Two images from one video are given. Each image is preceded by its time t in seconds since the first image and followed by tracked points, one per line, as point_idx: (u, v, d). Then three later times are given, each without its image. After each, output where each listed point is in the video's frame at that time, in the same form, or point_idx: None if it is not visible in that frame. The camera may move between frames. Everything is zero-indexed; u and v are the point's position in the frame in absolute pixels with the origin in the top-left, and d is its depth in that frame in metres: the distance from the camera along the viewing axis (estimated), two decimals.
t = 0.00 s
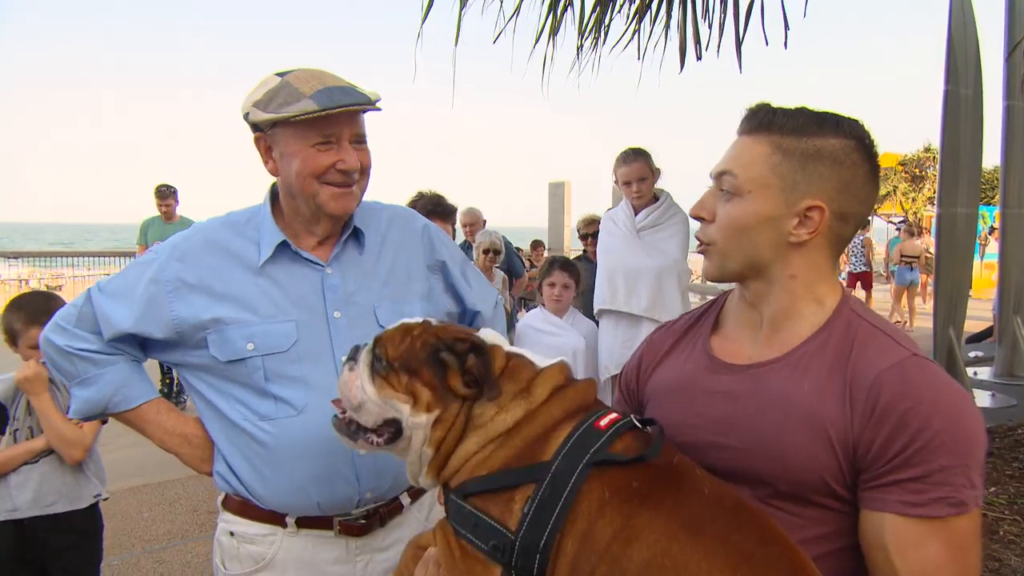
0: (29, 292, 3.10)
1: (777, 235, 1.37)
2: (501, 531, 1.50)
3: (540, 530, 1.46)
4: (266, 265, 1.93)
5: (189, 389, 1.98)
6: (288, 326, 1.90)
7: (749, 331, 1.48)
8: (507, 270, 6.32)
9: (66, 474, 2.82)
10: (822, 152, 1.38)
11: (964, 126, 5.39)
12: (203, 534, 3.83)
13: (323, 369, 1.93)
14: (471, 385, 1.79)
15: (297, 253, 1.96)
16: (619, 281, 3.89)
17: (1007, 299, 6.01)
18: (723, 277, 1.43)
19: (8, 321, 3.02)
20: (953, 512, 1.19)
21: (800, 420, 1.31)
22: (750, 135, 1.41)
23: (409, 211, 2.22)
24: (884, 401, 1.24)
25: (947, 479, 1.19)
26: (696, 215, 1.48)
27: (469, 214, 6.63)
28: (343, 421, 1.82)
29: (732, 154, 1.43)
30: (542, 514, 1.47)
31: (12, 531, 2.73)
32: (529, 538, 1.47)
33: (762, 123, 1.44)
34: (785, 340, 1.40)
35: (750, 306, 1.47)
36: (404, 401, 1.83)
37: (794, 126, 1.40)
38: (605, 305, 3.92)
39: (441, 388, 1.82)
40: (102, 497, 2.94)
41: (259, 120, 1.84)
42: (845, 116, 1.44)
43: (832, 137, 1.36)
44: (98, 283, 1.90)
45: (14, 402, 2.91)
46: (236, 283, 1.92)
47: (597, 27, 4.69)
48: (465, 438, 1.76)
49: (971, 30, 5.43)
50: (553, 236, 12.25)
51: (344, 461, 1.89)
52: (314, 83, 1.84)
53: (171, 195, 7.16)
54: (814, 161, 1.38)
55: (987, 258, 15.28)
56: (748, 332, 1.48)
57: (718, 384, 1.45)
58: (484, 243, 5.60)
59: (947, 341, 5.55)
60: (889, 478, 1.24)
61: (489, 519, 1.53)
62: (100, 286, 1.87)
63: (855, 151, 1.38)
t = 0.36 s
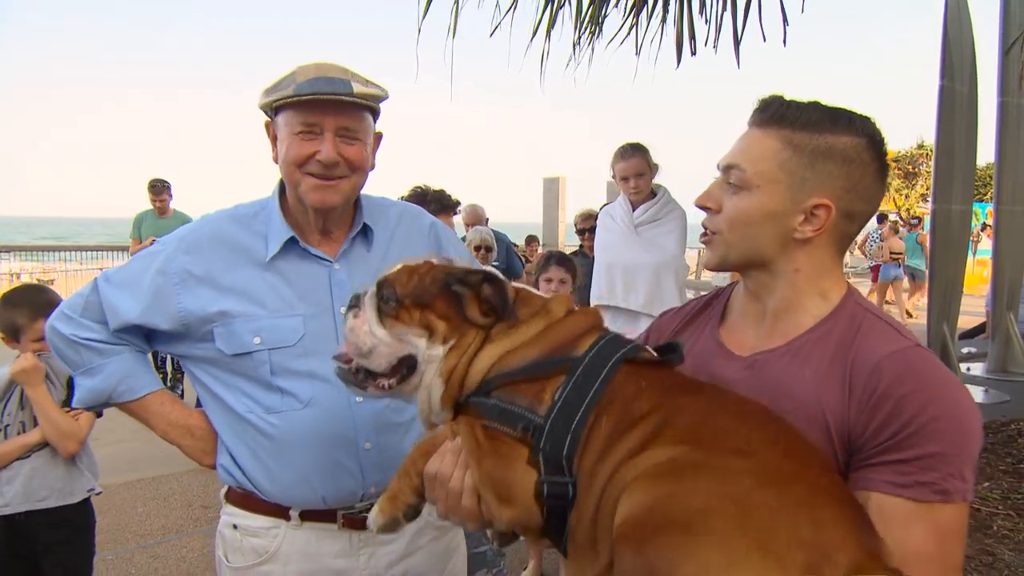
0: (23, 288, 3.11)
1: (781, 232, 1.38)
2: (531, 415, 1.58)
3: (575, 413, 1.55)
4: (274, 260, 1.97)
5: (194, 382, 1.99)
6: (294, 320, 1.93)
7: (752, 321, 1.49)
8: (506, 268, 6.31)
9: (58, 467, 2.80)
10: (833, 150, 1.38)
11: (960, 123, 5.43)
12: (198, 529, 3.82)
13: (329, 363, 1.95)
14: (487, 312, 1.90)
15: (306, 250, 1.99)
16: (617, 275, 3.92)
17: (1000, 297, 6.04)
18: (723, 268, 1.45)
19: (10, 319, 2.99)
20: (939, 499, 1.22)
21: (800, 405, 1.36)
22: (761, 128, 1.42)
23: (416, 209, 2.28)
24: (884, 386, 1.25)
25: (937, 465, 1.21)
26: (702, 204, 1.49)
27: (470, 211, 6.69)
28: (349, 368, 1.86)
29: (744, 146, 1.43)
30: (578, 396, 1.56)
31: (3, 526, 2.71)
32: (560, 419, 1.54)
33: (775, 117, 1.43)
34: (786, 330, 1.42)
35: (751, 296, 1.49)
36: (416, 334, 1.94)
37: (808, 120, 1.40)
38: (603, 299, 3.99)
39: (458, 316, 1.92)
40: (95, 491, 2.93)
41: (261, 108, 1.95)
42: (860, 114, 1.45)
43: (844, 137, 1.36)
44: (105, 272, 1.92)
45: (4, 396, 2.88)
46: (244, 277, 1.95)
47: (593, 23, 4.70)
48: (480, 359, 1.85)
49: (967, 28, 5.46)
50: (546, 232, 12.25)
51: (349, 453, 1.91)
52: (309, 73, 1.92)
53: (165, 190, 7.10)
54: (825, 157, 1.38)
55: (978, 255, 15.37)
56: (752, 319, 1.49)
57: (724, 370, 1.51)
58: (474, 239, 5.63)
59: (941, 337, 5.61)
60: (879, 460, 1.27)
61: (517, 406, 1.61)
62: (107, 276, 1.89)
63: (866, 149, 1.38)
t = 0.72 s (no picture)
0: None
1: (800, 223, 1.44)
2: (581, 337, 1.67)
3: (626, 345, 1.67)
4: (273, 260, 1.95)
5: (189, 383, 1.97)
6: (294, 320, 1.91)
7: (766, 321, 1.61)
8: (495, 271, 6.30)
9: (37, 473, 2.74)
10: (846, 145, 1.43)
11: (942, 123, 5.56)
12: (185, 531, 3.77)
13: (329, 364, 1.93)
14: (567, 243, 2.01)
15: (305, 250, 1.97)
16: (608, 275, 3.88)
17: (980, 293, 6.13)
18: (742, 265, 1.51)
19: None
20: (957, 486, 1.32)
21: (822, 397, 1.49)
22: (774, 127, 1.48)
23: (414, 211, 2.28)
24: (906, 376, 1.33)
25: (956, 453, 1.31)
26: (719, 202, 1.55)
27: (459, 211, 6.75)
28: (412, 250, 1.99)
29: (759, 145, 1.50)
30: (632, 332, 1.69)
31: None
32: (612, 345, 1.65)
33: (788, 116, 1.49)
34: (799, 327, 1.52)
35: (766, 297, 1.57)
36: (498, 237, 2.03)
37: (820, 118, 1.47)
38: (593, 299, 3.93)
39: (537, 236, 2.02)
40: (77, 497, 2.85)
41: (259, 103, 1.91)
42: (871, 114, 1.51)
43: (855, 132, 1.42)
44: (99, 272, 1.89)
45: None
46: (243, 277, 1.93)
47: (580, 25, 4.72)
48: (548, 280, 1.95)
49: (949, 31, 5.59)
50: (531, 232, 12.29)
51: (350, 453, 1.90)
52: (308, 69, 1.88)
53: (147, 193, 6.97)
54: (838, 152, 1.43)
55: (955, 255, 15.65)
56: (764, 318, 1.61)
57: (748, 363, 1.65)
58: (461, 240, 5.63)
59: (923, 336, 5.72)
60: (905, 445, 1.39)
61: (567, 330, 1.70)
62: (101, 276, 1.86)
63: (876, 144, 1.44)
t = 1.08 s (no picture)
0: None
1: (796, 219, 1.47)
2: (567, 394, 1.60)
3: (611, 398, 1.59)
4: (260, 255, 1.97)
5: (175, 379, 1.98)
6: (280, 316, 1.92)
7: (759, 321, 1.59)
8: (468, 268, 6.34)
9: None
10: (841, 147, 1.49)
11: (907, 125, 5.75)
12: (160, 531, 3.73)
13: (316, 360, 1.94)
14: (555, 287, 1.95)
15: (292, 244, 1.99)
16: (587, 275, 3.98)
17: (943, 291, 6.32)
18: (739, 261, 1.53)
19: None
20: (955, 490, 1.30)
21: (815, 402, 1.44)
22: (772, 127, 1.53)
23: (401, 207, 2.30)
24: (900, 379, 1.32)
25: (952, 457, 1.28)
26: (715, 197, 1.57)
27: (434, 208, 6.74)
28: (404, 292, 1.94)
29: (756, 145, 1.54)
30: (614, 382, 1.60)
31: None
32: (596, 400, 1.58)
33: (784, 118, 1.54)
34: (794, 327, 1.51)
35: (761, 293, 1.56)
36: (487, 283, 1.97)
37: (815, 121, 1.52)
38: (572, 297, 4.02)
39: (526, 281, 1.97)
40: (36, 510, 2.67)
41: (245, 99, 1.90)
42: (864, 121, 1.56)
43: (850, 134, 1.48)
44: (85, 269, 1.91)
45: None
46: (229, 272, 1.95)
47: (557, 27, 4.76)
48: (536, 325, 1.90)
49: (913, 36, 5.78)
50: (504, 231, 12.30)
51: (338, 449, 1.92)
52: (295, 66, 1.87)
53: (116, 193, 6.87)
54: (833, 152, 1.48)
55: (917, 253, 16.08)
56: (757, 318, 1.59)
57: (737, 368, 1.61)
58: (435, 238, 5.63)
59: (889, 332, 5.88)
60: (899, 455, 1.35)
61: (554, 386, 1.63)
62: (87, 272, 1.88)
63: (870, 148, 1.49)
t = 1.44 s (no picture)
0: None
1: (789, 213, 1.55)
2: (563, 388, 1.64)
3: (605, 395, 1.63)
4: (254, 250, 1.99)
5: (168, 375, 2.01)
6: (274, 311, 1.95)
7: (751, 313, 1.67)
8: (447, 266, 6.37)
9: None
10: (842, 150, 1.58)
11: (874, 127, 5.93)
12: (141, 532, 3.72)
13: (310, 354, 1.97)
14: (553, 282, 2.01)
15: (286, 239, 2.02)
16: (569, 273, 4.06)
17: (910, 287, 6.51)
18: (728, 244, 1.60)
19: None
20: (940, 479, 1.36)
21: (806, 393, 1.50)
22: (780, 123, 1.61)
23: (392, 203, 2.33)
24: (887, 373, 1.39)
25: (938, 447, 1.35)
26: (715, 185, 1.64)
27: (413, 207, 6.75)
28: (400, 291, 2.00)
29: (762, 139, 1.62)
30: (610, 377, 1.65)
31: None
32: (592, 395, 1.62)
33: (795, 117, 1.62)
34: (785, 320, 1.58)
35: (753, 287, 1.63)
36: (486, 279, 2.03)
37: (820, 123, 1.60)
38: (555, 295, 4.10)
39: (526, 276, 2.03)
40: None
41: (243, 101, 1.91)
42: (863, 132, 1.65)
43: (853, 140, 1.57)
44: (77, 265, 1.92)
45: None
46: (222, 268, 1.97)
47: (536, 28, 4.82)
48: (534, 319, 1.96)
49: (880, 40, 5.96)
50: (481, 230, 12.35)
51: (332, 443, 1.95)
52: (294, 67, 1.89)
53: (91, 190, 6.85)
54: (835, 155, 1.57)
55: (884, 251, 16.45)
56: (750, 311, 1.67)
57: (728, 360, 1.67)
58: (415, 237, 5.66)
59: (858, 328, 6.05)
60: (887, 446, 1.41)
61: (549, 379, 1.66)
62: (79, 268, 1.90)
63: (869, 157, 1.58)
